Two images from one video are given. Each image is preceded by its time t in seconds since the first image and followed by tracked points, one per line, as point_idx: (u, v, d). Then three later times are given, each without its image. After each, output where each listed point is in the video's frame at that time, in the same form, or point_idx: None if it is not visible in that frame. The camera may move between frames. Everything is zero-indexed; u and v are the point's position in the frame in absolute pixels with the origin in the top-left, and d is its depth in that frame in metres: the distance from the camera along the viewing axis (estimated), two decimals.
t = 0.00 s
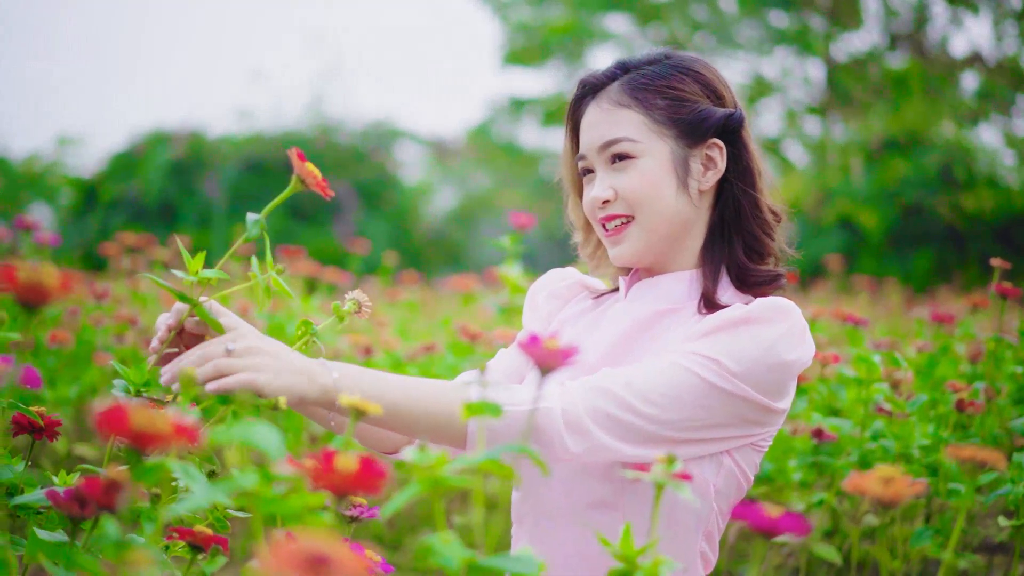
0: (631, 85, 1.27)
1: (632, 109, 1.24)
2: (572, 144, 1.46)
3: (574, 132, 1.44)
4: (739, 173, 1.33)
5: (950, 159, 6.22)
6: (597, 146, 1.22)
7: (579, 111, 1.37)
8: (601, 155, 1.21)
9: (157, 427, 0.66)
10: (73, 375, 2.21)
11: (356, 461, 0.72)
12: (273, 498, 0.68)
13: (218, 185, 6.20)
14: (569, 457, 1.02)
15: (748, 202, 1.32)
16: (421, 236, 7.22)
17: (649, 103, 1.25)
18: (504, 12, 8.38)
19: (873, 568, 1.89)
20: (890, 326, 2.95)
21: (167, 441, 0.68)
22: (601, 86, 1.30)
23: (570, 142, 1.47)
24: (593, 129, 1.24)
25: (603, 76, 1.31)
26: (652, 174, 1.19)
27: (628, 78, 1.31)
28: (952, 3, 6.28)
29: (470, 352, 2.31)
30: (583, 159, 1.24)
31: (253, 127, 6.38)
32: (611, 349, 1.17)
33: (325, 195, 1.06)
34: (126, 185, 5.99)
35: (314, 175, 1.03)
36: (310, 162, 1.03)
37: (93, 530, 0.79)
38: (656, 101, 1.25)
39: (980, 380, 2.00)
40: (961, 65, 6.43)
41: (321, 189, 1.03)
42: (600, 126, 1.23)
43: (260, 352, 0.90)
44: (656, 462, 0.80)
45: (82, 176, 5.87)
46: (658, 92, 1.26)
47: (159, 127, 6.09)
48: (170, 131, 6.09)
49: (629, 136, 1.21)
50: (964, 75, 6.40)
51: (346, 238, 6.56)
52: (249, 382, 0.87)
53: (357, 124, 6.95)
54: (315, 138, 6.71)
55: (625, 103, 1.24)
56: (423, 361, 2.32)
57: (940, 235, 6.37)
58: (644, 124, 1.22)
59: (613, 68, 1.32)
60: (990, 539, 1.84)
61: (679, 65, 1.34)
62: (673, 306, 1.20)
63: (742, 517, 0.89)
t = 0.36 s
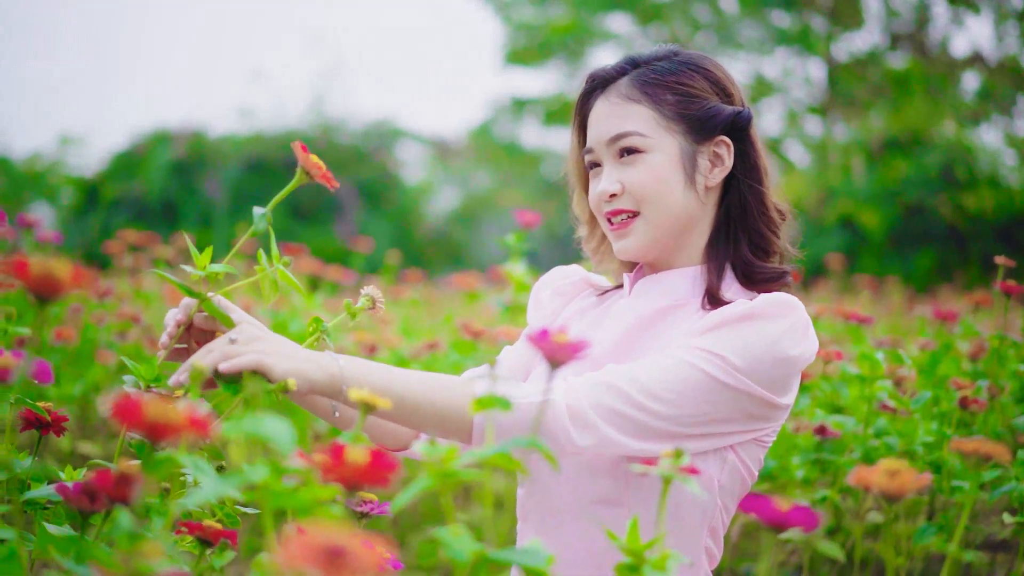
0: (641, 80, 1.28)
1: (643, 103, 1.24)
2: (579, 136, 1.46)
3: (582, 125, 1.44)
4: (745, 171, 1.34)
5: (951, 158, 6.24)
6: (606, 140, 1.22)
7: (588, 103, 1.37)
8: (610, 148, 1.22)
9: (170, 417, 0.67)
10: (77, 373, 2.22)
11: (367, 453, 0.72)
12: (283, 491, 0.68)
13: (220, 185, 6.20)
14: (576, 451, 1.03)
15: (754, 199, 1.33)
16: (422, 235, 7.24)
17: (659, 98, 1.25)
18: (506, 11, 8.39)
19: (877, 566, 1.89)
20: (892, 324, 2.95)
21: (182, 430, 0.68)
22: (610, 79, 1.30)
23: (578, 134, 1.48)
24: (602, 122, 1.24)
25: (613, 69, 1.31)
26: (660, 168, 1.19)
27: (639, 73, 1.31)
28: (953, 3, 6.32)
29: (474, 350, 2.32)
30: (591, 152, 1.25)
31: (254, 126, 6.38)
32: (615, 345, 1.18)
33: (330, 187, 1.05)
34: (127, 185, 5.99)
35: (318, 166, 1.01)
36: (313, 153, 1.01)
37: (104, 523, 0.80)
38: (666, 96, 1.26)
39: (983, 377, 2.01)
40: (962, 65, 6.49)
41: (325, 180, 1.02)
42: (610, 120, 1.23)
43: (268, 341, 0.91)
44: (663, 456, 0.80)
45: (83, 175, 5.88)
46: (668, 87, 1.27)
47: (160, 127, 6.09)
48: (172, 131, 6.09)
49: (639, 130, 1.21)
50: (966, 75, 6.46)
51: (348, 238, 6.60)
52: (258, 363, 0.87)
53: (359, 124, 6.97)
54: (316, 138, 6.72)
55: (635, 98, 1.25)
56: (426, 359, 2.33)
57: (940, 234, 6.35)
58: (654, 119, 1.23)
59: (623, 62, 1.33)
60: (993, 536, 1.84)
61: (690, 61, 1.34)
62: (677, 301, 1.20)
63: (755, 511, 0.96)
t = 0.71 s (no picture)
0: (657, 71, 1.28)
1: (657, 93, 1.25)
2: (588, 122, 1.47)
3: (592, 113, 1.45)
4: (752, 174, 1.34)
5: (951, 157, 6.23)
6: (617, 128, 1.23)
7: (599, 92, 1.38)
8: (620, 136, 1.23)
9: (180, 409, 0.67)
10: (80, 371, 2.22)
11: (377, 447, 0.73)
12: (289, 483, 0.68)
13: (220, 184, 6.20)
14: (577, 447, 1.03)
15: (757, 200, 1.33)
16: (423, 235, 7.23)
17: (674, 91, 1.26)
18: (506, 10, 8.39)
19: (879, 564, 1.89)
20: (894, 323, 2.95)
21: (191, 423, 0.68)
22: (628, 66, 1.31)
23: (587, 121, 1.48)
24: (614, 109, 1.25)
25: (631, 57, 1.32)
26: (668, 161, 1.20)
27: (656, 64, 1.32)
28: (953, 3, 6.33)
29: (476, 348, 2.32)
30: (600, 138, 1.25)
31: (255, 126, 6.37)
32: (614, 342, 1.18)
33: (340, 185, 1.06)
34: (128, 184, 5.98)
35: (328, 164, 1.02)
36: (324, 152, 1.02)
37: (111, 518, 0.80)
38: (681, 89, 1.27)
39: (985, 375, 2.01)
40: (963, 65, 6.49)
41: (335, 178, 1.02)
42: (624, 108, 1.24)
43: (270, 322, 0.93)
44: (670, 450, 0.80)
45: (84, 175, 5.88)
46: (683, 82, 1.28)
47: (161, 126, 6.09)
48: (173, 131, 6.10)
49: (651, 121, 1.22)
50: (966, 75, 6.46)
51: (348, 238, 6.60)
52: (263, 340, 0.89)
53: (359, 123, 6.96)
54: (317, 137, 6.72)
55: (650, 88, 1.26)
56: (429, 357, 2.33)
57: (941, 233, 6.33)
58: (667, 111, 1.23)
59: (641, 52, 1.33)
60: (995, 534, 1.84)
61: (707, 58, 1.35)
62: (676, 298, 1.21)
63: (758, 505, 0.97)
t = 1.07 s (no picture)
0: (679, 64, 1.29)
1: (675, 86, 1.26)
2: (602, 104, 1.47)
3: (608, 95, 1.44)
4: (755, 179, 1.34)
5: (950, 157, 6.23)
6: (631, 113, 1.23)
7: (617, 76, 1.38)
8: (632, 122, 1.23)
9: (185, 401, 0.67)
10: (81, 368, 2.22)
11: (380, 440, 0.73)
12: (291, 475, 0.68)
13: (220, 183, 6.20)
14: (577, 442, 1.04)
15: (760, 210, 1.33)
16: (423, 234, 7.23)
17: (693, 86, 1.26)
18: (507, 10, 8.40)
19: (880, 561, 1.89)
20: (894, 321, 2.96)
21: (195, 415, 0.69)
22: (652, 54, 1.31)
23: (599, 101, 1.48)
24: (631, 96, 1.25)
25: (656, 45, 1.31)
26: (675, 155, 1.21)
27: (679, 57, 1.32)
28: (953, 3, 6.35)
29: (476, 346, 2.33)
30: (610, 120, 1.25)
31: (255, 126, 6.37)
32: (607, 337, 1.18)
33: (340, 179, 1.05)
34: (128, 184, 5.99)
35: (328, 158, 1.02)
36: (324, 145, 1.02)
37: (115, 511, 0.81)
38: (700, 87, 1.27)
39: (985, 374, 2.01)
40: (962, 65, 6.48)
41: (334, 172, 1.02)
42: (642, 95, 1.24)
43: (262, 313, 0.94)
44: (673, 445, 0.80)
45: (84, 174, 5.88)
46: (703, 79, 1.28)
47: (161, 126, 6.10)
48: (172, 131, 6.11)
49: (665, 113, 1.23)
50: (966, 76, 6.45)
51: (348, 237, 6.61)
52: (254, 329, 0.92)
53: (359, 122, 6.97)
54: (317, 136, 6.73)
55: (670, 79, 1.26)
56: (430, 355, 2.33)
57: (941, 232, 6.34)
58: (682, 106, 1.24)
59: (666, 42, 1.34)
60: (995, 532, 1.84)
61: (731, 61, 1.36)
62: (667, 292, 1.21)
63: (762, 499, 0.98)
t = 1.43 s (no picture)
0: (700, 61, 1.28)
1: (693, 84, 1.25)
2: (608, 98, 1.45)
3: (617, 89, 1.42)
4: (757, 185, 1.35)
5: (952, 156, 6.23)
6: (644, 104, 1.23)
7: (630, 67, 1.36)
8: (644, 113, 1.23)
9: (186, 394, 0.67)
10: (84, 366, 2.23)
11: (379, 433, 0.73)
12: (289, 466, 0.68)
13: (222, 183, 6.21)
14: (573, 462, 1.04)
15: (762, 219, 1.34)
16: (423, 234, 7.24)
17: (711, 87, 1.26)
18: (508, 10, 8.41)
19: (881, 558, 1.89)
20: (894, 319, 2.96)
21: (194, 407, 0.68)
22: (674, 45, 1.30)
23: (608, 95, 1.45)
24: (647, 85, 1.24)
25: (679, 37, 1.30)
26: (683, 154, 1.21)
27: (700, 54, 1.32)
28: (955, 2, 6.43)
29: (477, 344, 2.33)
30: (622, 106, 1.24)
31: (256, 126, 6.38)
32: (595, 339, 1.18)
33: (339, 174, 1.05)
34: (130, 183, 5.99)
35: (328, 154, 1.02)
36: (323, 141, 1.02)
37: (115, 504, 0.81)
38: (717, 88, 1.27)
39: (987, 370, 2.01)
40: (963, 63, 6.59)
41: (334, 167, 1.02)
42: (658, 87, 1.24)
43: (274, 300, 0.94)
44: (674, 438, 0.80)
45: (85, 174, 5.89)
46: (721, 81, 1.28)
47: (163, 125, 6.12)
48: (175, 130, 6.13)
49: (679, 109, 1.22)
50: (968, 74, 6.55)
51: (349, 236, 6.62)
52: (257, 317, 0.91)
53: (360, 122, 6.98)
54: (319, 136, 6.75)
55: (689, 76, 1.26)
56: (431, 353, 2.33)
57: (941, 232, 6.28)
58: (696, 105, 1.24)
59: (689, 35, 1.32)
60: (997, 530, 1.84)
61: (749, 66, 1.36)
62: (656, 287, 1.22)
63: (763, 491, 0.99)
